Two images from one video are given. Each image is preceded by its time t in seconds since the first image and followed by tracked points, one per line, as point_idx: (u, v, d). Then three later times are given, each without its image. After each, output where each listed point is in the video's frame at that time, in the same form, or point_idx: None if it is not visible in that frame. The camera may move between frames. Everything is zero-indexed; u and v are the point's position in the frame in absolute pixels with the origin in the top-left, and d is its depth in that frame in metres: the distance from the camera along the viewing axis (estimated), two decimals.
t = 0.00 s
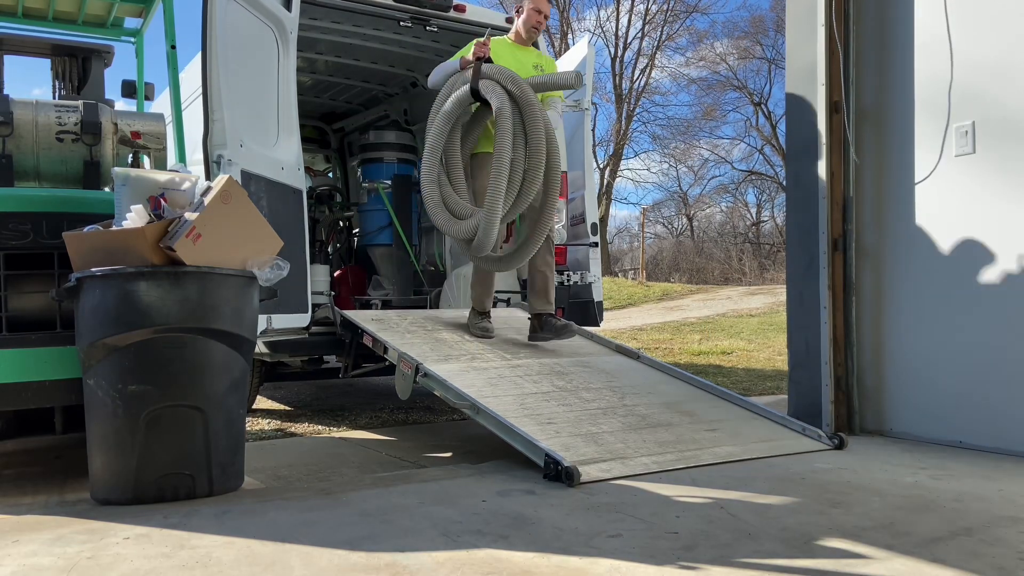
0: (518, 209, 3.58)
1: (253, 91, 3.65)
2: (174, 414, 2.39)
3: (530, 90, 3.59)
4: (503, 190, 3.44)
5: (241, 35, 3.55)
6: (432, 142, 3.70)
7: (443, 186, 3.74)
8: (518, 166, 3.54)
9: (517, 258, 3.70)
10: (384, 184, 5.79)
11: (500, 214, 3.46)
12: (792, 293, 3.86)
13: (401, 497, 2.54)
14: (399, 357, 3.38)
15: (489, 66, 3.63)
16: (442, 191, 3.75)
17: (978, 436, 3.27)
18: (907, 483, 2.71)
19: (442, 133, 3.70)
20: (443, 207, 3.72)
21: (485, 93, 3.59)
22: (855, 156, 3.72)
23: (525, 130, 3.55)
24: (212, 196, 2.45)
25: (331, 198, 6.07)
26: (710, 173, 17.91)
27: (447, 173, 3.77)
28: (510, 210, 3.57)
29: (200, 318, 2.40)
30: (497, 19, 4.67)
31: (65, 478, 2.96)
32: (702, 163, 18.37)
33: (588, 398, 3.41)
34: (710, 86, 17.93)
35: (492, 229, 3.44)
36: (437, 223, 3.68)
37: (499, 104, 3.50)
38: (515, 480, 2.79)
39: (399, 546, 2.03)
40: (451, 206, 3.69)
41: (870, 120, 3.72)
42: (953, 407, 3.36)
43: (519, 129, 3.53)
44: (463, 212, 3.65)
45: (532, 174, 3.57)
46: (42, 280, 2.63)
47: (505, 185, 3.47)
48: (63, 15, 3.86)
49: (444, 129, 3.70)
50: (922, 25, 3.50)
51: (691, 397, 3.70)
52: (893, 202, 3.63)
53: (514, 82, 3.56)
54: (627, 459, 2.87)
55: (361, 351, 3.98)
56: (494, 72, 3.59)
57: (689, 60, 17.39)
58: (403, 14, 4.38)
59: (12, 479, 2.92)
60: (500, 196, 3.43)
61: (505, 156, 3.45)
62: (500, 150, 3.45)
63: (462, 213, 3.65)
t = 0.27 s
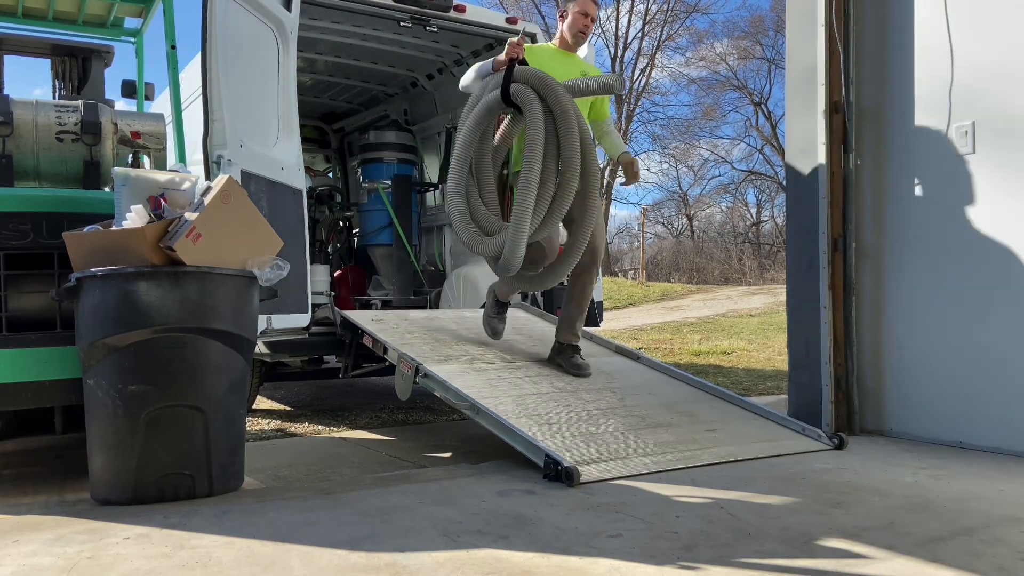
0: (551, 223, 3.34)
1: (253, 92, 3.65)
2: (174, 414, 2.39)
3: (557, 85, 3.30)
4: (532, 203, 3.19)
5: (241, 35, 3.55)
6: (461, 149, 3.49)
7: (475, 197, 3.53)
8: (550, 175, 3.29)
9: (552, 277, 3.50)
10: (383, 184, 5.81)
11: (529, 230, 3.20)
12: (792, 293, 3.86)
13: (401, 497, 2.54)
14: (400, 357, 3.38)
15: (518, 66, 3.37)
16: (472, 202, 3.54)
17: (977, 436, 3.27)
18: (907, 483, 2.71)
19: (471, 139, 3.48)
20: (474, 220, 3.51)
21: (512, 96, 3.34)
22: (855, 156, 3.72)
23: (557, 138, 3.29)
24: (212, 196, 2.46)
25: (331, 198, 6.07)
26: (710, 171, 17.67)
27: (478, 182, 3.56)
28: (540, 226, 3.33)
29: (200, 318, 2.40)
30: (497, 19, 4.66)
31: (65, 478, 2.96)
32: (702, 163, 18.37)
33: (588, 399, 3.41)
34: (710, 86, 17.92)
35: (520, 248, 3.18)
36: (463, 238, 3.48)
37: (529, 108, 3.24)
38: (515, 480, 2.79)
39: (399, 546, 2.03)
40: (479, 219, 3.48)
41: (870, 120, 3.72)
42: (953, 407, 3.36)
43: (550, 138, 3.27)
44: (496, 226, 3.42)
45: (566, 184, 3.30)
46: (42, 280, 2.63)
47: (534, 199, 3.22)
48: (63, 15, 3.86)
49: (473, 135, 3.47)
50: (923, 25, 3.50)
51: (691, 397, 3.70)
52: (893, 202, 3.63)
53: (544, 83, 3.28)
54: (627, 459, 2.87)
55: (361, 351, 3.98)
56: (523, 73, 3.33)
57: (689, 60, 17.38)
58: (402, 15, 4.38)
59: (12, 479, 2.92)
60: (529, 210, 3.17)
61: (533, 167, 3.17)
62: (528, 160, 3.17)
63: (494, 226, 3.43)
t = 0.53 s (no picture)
0: (587, 254, 3.18)
1: (253, 92, 3.65)
2: (174, 414, 2.39)
3: (600, 100, 3.18)
4: (568, 229, 3.06)
5: (241, 35, 3.55)
6: (495, 164, 3.38)
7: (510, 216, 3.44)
8: (587, 201, 3.16)
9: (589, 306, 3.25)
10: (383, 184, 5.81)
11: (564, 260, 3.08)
12: (792, 293, 3.86)
13: (401, 497, 2.54)
14: (399, 357, 3.37)
15: (561, 78, 3.25)
16: (508, 223, 3.44)
17: (977, 436, 3.27)
18: (907, 483, 2.71)
19: (508, 156, 3.37)
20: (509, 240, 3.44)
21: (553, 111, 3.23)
22: (855, 156, 3.73)
23: (597, 160, 3.19)
24: (212, 196, 2.46)
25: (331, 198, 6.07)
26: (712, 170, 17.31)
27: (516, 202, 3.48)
28: (575, 256, 3.18)
29: (200, 318, 2.40)
30: (497, 19, 4.65)
31: (65, 478, 2.96)
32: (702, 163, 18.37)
33: (588, 399, 3.41)
34: (710, 86, 17.93)
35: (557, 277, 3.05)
36: (494, 260, 3.39)
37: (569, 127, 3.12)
38: (515, 480, 2.79)
39: (399, 546, 2.03)
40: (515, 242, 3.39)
41: (870, 119, 3.71)
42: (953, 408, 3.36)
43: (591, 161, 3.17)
44: (530, 250, 3.36)
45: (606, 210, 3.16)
46: (42, 280, 2.63)
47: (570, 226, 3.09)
48: (63, 15, 3.86)
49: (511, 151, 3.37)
50: (923, 25, 3.50)
51: (691, 398, 3.69)
52: (893, 202, 3.63)
53: (587, 101, 3.16)
54: (627, 459, 2.87)
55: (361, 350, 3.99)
56: (566, 88, 3.21)
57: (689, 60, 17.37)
58: (402, 15, 4.38)
59: (12, 479, 2.92)
60: (563, 239, 3.04)
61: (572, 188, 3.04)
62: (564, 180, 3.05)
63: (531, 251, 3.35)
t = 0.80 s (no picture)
0: (634, 295, 2.87)
1: (253, 92, 3.65)
2: (174, 414, 2.39)
3: (658, 126, 2.83)
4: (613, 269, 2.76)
5: (241, 35, 3.55)
6: (540, 184, 3.07)
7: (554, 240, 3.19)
8: (637, 235, 2.84)
9: (638, 346, 2.99)
10: (383, 184, 5.80)
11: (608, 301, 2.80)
12: (792, 293, 3.89)
13: (401, 497, 2.54)
14: (399, 357, 3.37)
15: (615, 94, 2.91)
16: (554, 249, 3.19)
17: (977, 436, 3.27)
18: (907, 483, 2.71)
19: (554, 179, 3.05)
20: (555, 267, 3.21)
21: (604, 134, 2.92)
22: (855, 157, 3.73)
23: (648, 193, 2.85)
24: (211, 196, 2.46)
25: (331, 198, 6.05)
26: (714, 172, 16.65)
27: (563, 224, 3.22)
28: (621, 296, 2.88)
29: (200, 318, 2.40)
30: (497, 19, 4.64)
31: (65, 478, 2.96)
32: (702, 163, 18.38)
33: (588, 398, 3.41)
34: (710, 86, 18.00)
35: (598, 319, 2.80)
36: (537, 289, 3.15)
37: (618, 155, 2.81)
38: (515, 480, 2.79)
39: (399, 546, 2.03)
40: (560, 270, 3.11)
41: (870, 120, 3.71)
42: (954, 409, 3.36)
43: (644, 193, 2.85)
44: (575, 281, 3.14)
45: (659, 248, 2.82)
46: (42, 280, 2.63)
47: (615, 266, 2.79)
48: (63, 15, 3.86)
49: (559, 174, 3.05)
50: (923, 25, 3.50)
51: (691, 398, 3.69)
52: (893, 202, 3.63)
53: (646, 126, 2.81)
54: (627, 459, 2.87)
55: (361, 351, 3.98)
56: (622, 108, 2.88)
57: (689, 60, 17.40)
58: (402, 14, 4.38)
59: (13, 479, 2.92)
60: (606, 279, 2.75)
61: (618, 225, 2.75)
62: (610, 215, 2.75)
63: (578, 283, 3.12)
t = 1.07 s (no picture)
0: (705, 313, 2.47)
1: (253, 92, 3.64)
2: (174, 414, 2.39)
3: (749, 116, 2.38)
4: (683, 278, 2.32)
5: (241, 34, 3.55)
6: (598, 182, 2.73)
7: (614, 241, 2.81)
8: (714, 246, 2.39)
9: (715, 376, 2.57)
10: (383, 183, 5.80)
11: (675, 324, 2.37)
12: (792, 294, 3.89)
13: (402, 497, 2.54)
14: (399, 357, 3.37)
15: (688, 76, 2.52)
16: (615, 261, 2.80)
17: (977, 436, 3.27)
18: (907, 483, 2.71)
19: (613, 171, 2.69)
20: (611, 274, 2.81)
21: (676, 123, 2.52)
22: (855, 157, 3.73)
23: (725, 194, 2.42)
24: (211, 196, 2.46)
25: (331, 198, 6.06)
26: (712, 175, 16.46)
27: (625, 228, 2.84)
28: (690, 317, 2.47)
29: (200, 318, 2.40)
30: (497, 19, 4.63)
31: (65, 478, 2.96)
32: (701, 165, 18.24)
33: (588, 398, 3.42)
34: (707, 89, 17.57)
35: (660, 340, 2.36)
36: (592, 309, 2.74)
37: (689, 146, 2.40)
38: (515, 480, 2.79)
39: (399, 546, 2.03)
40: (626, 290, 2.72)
41: (871, 120, 3.71)
42: (956, 408, 3.35)
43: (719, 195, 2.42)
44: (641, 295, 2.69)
45: (740, 260, 2.37)
46: (42, 280, 2.63)
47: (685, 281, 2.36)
48: (63, 15, 3.86)
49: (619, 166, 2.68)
50: (923, 26, 3.50)
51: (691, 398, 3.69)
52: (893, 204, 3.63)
53: (730, 114, 2.37)
54: (627, 459, 2.87)
55: (361, 351, 3.98)
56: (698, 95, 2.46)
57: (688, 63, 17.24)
58: (402, 14, 4.38)
59: (12, 480, 2.92)
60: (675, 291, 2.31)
61: (682, 226, 2.33)
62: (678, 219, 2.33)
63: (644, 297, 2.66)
